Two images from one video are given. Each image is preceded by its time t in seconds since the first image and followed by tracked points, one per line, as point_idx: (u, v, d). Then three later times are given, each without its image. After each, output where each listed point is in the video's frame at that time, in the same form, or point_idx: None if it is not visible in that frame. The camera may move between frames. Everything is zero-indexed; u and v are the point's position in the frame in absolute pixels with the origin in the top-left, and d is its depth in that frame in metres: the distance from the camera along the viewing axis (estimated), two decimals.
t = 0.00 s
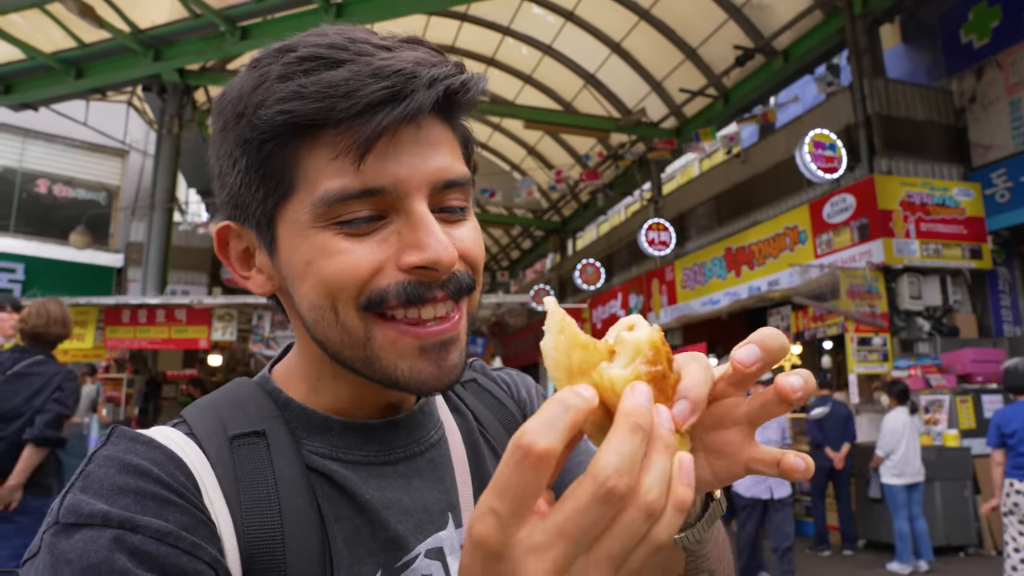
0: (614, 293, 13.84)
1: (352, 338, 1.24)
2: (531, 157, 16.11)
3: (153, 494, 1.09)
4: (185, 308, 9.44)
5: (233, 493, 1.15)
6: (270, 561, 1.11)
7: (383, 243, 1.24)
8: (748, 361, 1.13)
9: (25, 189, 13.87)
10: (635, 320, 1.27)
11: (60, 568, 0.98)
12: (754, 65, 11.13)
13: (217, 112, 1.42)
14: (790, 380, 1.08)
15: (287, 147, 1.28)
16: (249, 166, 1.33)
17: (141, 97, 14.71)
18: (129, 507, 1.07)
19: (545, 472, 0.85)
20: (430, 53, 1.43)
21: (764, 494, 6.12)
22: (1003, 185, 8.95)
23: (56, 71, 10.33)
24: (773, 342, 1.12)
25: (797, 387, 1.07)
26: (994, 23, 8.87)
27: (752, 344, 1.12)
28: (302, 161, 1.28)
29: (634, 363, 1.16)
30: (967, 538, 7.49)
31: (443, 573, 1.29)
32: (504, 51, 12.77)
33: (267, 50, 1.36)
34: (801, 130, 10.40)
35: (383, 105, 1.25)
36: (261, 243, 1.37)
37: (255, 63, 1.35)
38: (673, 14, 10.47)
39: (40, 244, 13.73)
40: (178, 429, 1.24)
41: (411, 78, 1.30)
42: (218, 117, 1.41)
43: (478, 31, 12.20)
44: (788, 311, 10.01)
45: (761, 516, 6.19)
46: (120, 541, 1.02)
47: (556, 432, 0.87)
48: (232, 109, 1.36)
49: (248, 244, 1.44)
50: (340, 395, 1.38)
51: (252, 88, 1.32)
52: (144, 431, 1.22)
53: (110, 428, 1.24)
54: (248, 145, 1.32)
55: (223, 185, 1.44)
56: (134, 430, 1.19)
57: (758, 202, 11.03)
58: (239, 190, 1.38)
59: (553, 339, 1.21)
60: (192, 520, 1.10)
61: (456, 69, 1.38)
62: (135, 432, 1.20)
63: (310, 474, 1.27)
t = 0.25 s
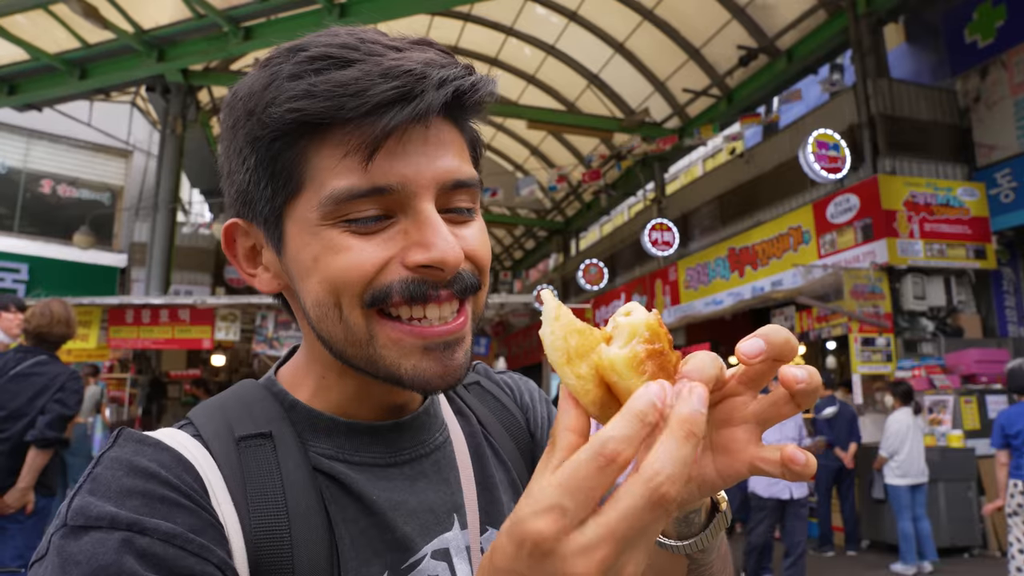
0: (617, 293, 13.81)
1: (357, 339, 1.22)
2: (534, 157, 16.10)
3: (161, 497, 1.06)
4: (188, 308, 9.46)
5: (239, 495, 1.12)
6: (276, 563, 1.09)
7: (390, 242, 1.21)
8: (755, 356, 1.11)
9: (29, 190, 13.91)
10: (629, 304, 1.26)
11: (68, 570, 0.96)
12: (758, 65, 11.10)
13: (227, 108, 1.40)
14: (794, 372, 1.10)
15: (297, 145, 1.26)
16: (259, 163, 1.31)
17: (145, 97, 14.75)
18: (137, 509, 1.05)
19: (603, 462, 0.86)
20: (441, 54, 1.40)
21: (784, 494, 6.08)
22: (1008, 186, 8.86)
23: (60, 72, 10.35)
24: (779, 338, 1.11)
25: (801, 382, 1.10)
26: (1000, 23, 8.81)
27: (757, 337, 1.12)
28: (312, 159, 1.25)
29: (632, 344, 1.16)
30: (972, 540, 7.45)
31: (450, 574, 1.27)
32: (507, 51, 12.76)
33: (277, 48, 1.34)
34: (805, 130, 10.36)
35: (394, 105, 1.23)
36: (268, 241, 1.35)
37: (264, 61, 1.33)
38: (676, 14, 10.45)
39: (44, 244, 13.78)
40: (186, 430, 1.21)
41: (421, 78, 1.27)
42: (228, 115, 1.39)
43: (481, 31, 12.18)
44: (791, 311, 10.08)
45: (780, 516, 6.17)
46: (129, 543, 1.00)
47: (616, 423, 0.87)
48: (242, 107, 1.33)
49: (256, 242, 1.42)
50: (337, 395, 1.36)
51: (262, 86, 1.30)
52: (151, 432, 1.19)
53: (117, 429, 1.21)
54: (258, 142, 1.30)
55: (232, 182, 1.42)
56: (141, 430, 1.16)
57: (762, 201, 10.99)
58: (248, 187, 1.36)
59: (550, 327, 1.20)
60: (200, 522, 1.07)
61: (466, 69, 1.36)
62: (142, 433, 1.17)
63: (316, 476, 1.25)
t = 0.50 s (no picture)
0: (619, 293, 13.80)
1: (363, 343, 1.22)
2: (536, 158, 16.10)
3: (163, 499, 1.06)
4: (190, 308, 9.47)
5: (241, 497, 1.11)
6: (279, 565, 1.08)
7: (393, 246, 1.21)
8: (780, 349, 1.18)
9: (31, 190, 13.93)
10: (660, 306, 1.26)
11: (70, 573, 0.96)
12: (759, 65, 11.09)
13: (220, 112, 1.37)
14: (822, 364, 1.16)
15: (299, 150, 1.24)
16: (259, 169, 1.28)
17: (146, 98, 14.75)
18: (138, 511, 1.04)
19: (670, 462, 0.89)
20: (439, 56, 1.41)
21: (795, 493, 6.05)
22: (1010, 185, 8.84)
23: (61, 73, 10.35)
24: (804, 332, 1.18)
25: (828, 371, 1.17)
26: (1002, 23, 8.80)
27: (783, 332, 1.18)
28: (316, 164, 1.24)
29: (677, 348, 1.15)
30: (974, 540, 7.44)
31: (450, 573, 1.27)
32: (508, 51, 12.76)
33: (274, 51, 1.32)
34: (806, 129, 10.35)
35: (399, 110, 1.23)
36: (269, 246, 1.33)
37: (261, 64, 1.30)
38: (678, 14, 10.44)
39: (46, 244, 13.80)
40: (184, 433, 1.20)
41: (424, 83, 1.28)
42: (222, 119, 1.36)
43: (482, 31, 12.18)
44: (794, 310, 10.10)
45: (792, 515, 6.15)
46: (131, 545, 0.99)
47: (676, 423, 0.90)
48: (238, 111, 1.31)
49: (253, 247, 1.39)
50: (334, 395, 1.35)
51: (261, 90, 1.27)
52: (149, 435, 1.18)
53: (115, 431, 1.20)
54: (257, 147, 1.28)
55: (227, 187, 1.39)
56: (140, 433, 1.15)
57: (764, 201, 10.98)
58: (246, 193, 1.33)
59: (593, 336, 1.18)
60: (202, 524, 1.07)
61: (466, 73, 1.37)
62: (141, 436, 1.16)
63: (316, 477, 1.25)
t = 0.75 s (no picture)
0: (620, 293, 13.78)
1: (366, 342, 1.21)
2: (537, 157, 16.10)
3: (164, 497, 1.05)
4: (191, 308, 9.48)
5: (243, 496, 1.11)
6: (281, 565, 1.08)
7: (398, 242, 1.20)
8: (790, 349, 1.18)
9: (32, 190, 13.95)
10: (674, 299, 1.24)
11: (72, 571, 0.95)
12: (760, 65, 11.09)
13: (220, 110, 1.35)
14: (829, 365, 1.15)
15: (303, 147, 1.23)
16: (262, 166, 1.27)
17: (148, 98, 14.76)
18: (140, 509, 1.03)
19: (684, 455, 0.89)
20: (440, 53, 1.41)
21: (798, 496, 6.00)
22: (1012, 185, 8.82)
23: (63, 73, 10.36)
24: (813, 332, 1.17)
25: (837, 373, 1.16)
26: (1004, 22, 8.78)
27: (794, 331, 1.18)
28: (321, 160, 1.23)
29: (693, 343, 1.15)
30: (975, 540, 7.42)
31: (451, 571, 1.27)
32: (509, 51, 12.76)
33: (274, 48, 1.31)
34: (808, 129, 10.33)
35: (404, 106, 1.23)
36: (270, 244, 1.31)
37: (262, 61, 1.29)
38: (679, 13, 10.44)
39: (48, 244, 13.82)
40: (183, 432, 1.19)
41: (428, 80, 1.28)
42: (223, 116, 1.35)
43: (483, 31, 12.18)
44: (795, 311, 10.05)
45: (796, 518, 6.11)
46: (134, 542, 0.99)
47: (693, 418, 0.90)
48: (239, 108, 1.30)
49: (254, 245, 1.37)
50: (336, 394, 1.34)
51: (263, 87, 1.26)
52: (148, 433, 1.17)
53: (114, 430, 1.18)
54: (260, 144, 1.27)
55: (227, 185, 1.38)
56: (139, 432, 1.14)
57: (764, 201, 10.97)
58: (248, 191, 1.32)
59: (615, 327, 1.11)
60: (204, 521, 1.06)
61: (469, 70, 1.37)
62: (140, 434, 1.14)
63: (316, 475, 1.24)
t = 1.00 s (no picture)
0: (622, 292, 13.77)
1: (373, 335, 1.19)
2: (539, 156, 16.10)
3: (163, 492, 1.04)
4: (193, 307, 9.49)
5: (242, 491, 1.10)
6: (281, 562, 1.07)
7: (407, 235, 1.19)
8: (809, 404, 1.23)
9: (35, 190, 13.99)
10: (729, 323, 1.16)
11: (69, 566, 0.94)
12: (762, 63, 11.08)
13: (230, 101, 1.35)
14: (845, 426, 1.21)
15: (313, 137, 1.23)
16: (271, 155, 1.27)
17: (150, 97, 14.78)
18: (138, 503, 1.02)
19: (694, 465, 0.88)
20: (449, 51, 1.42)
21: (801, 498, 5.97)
22: (1015, 183, 8.80)
23: (65, 72, 10.38)
24: (836, 392, 1.24)
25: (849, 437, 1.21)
26: (1007, 19, 8.73)
27: (816, 389, 1.24)
28: (331, 149, 1.23)
29: (729, 369, 1.06)
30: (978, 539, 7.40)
31: (452, 569, 1.26)
32: (511, 49, 12.75)
33: (285, 41, 1.31)
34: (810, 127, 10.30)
35: (415, 99, 1.23)
36: (276, 235, 1.30)
37: (273, 54, 1.29)
38: (681, 12, 10.42)
39: (50, 244, 13.83)
40: (183, 427, 1.18)
41: (439, 74, 1.29)
42: (232, 108, 1.35)
43: (485, 29, 12.18)
44: (797, 310, 9.98)
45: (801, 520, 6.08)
46: (131, 537, 0.98)
47: (705, 432, 0.90)
48: (250, 98, 1.29)
49: (258, 236, 1.36)
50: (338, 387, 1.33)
51: (273, 78, 1.26)
52: (149, 429, 1.16)
53: (114, 425, 1.18)
54: (270, 133, 1.26)
55: (234, 176, 1.37)
56: (139, 426, 1.14)
57: (767, 200, 10.95)
58: (255, 181, 1.31)
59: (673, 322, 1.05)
60: (203, 516, 1.05)
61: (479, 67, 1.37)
62: (141, 429, 1.14)
63: (316, 470, 1.23)
